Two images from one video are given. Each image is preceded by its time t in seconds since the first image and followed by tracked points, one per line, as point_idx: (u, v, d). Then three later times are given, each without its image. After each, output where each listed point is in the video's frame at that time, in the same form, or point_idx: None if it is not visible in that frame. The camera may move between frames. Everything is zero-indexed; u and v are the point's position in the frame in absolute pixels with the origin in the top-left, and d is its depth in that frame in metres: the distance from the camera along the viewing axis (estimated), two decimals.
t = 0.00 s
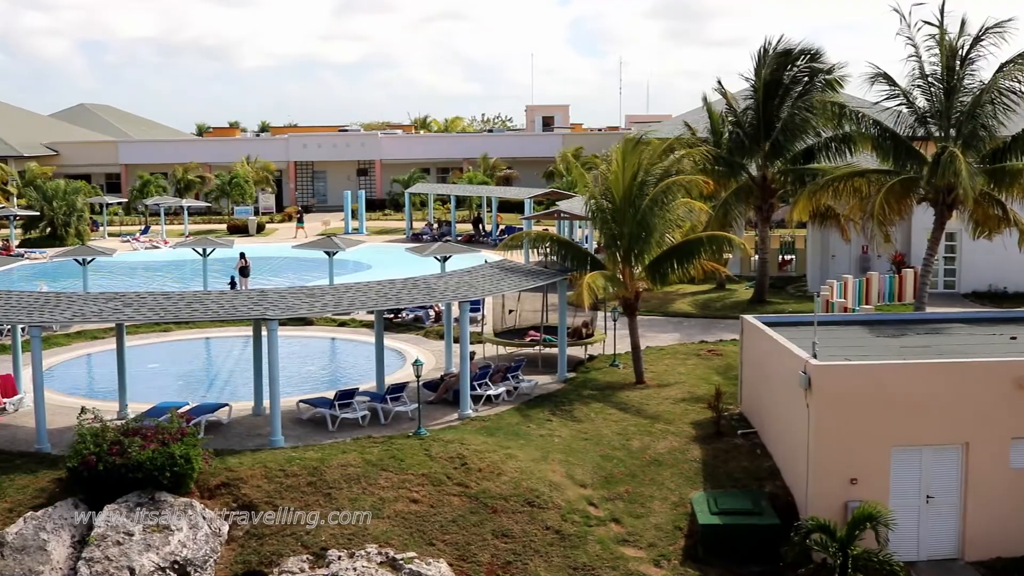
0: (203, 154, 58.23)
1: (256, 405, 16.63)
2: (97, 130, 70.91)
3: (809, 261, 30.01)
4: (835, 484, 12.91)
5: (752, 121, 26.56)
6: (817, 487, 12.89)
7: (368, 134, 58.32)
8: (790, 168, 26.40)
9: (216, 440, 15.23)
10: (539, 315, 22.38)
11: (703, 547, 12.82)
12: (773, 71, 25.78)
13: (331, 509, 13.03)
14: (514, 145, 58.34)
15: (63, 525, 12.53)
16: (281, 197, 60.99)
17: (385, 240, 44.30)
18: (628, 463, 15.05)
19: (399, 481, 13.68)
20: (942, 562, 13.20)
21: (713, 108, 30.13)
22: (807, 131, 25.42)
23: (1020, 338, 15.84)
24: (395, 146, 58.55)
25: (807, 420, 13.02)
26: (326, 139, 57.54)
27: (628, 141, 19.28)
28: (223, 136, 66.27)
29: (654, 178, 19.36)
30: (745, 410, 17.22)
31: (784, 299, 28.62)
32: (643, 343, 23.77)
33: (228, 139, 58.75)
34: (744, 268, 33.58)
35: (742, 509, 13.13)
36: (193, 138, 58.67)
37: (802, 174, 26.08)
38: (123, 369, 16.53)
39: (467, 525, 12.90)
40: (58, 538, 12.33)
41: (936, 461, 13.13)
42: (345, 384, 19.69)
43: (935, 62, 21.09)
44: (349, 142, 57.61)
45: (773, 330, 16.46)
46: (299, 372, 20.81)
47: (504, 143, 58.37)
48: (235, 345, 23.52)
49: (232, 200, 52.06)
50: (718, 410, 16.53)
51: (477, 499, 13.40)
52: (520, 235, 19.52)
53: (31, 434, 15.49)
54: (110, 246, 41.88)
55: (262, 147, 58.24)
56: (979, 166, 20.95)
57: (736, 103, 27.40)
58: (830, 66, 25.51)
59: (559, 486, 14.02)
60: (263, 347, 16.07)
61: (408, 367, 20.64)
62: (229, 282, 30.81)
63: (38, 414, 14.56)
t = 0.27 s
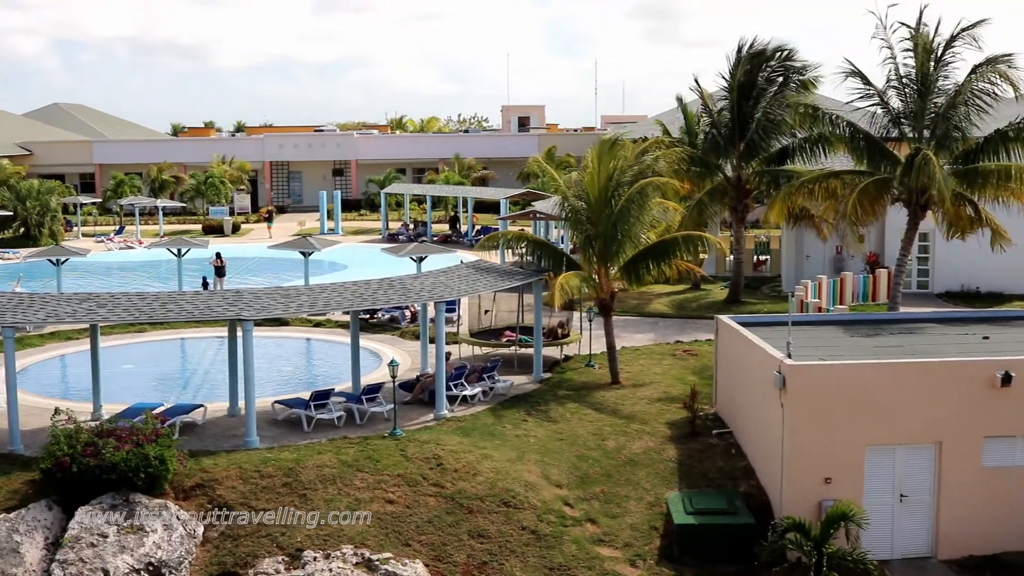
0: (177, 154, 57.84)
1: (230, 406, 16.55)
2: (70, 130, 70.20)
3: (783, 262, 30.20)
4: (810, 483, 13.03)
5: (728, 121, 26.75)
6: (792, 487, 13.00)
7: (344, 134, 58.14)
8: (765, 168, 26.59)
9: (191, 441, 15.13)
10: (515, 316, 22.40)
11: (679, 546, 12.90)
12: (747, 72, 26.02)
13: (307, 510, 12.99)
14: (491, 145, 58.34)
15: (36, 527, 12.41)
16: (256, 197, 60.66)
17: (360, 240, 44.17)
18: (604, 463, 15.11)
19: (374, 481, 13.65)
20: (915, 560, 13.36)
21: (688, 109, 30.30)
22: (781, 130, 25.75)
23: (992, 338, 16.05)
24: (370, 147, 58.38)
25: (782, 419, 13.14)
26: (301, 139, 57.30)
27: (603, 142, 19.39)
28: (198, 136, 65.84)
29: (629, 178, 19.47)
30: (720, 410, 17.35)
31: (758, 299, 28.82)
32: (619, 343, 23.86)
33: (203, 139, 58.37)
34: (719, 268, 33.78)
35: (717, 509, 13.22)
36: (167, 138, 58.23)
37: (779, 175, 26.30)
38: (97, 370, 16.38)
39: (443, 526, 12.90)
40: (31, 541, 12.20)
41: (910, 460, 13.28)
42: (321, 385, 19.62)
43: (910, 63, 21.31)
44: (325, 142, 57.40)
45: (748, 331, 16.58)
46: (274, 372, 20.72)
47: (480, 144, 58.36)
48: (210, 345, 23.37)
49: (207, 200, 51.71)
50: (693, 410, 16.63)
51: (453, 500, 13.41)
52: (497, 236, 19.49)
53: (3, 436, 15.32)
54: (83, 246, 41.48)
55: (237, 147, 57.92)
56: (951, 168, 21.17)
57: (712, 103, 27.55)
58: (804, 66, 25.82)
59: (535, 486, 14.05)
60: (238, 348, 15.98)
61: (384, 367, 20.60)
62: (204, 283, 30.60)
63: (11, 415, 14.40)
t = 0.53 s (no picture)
0: (151, 155, 57.40)
1: (206, 408, 16.45)
2: (42, 130, 69.47)
3: (758, 262, 30.47)
4: (786, 481, 13.15)
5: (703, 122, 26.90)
6: (767, 484, 13.11)
7: (318, 135, 57.90)
8: (739, 169, 26.95)
9: (166, 443, 15.03)
10: (491, 316, 22.42)
11: (655, 546, 12.96)
12: (721, 72, 26.17)
13: (283, 511, 12.94)
14: (465, 145, 58.30)
15: (10, 531, 12.31)
16: (231, 198, 60.31)
17: (336, 241, 44.01)
18: (579, 463, 15.16)
19: (350, 482, 13.63)
20: (889, 557, 13.50)
21: (664, 108, 30.48)
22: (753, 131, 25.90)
23: (963, 336, 16.26)
24: (345, 147, 58.15)
25: (757, 417, 13.24)
26: (276, 140, 57.02)
27: (579, 143, 19.45)
28: (172, 137, 65.34)
29: (603, 180, 19.60)
30: (695, 409, 17.47)
31: (733, 298, 29.02)
32: (594, 343, 23.95)
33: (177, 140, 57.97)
34: (694, 267, 33.98)
35: (693, 508, 13.31)
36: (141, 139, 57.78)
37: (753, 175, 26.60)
38: (71, 372, 16.25)
39: (419, 526, 12.90)
40: (4, 545, 12.12)
41: (884, 458, 13.43)
42: (296, 386, 19.55)
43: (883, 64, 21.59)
44: (299, 143, 57.16)
45: (723, 330, 16.71)
46: (250, 374, 20.62)
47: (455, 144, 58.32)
48: (185, 347, 23.22)
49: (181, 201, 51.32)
50: (669, 409, 16.73)
51: (429, 500, 13.40)
52: (472, 236, 19.46)
53: None
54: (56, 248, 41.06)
55: (211, 148, 57.58)
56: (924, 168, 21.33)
57: (687, 102, 27.73)
58: (776, 64, 25.89)
59: (511, 486, 14.08)
60: (213, 350, 15.90)
61: (360, 368, 20.55)
62: (178, 285, 30.39)
63: None
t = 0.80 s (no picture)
0: (124, 157, 56.93)
1: (179, 411, 16.33)
2: (13, 131, 68.71)
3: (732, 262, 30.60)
4: (760, 481, 13.25)
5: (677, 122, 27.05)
6: (742, 484, 13.21)
7: (293, 136, 57.62)
8: (713, 169, 26.85)
9: (139, 446, 14.91)
10: (466, 317, 22.40)
11: (630, 546, 13.02)
12: (693, 72, 26.30)
13: (257, 514, 12.88)
14: (440, 147, 58.22)
15: None
16: (205, 200, 59.91)
17: (310, 243, 43.83)
18: (554, 464, 15.20)
19: (325, 485, 13.58)
20: (863, 556, 13.64)
21: (638, 109, 30.61)
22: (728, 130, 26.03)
23: (935, 335, 16.45)
24: (319, 148, 57.86)
25: (731, 417, 13.34)
26: (250, 141, 56.70)
27: (553, 144, 19.48)
28: (145, 138, 64.83)
29: (578, 181, 19.65)
30: (670, 410, 17.57)
31: (707, 299, 29.19)
32: (569, 344, 24.01)
33: (150, 142, 57.54)
34: (669, 268, 34.16)
35: (668, 508, 13.38)
36: (113, 140, 57.28)
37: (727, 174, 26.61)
38: (43, 375, 16.07)
39: (395, 528, 12.88)
40: None
41: (858, 457, 13.57)
42: (271, 388, 19.46)
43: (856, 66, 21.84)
44: (273, 145, 56.88)
45: (698, 330, 16.80)
46: (224, 376, 20.49)
47: (429, 146, 58.23)
48: (158, 349, 23.05)
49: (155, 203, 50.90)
50: (643, 410, 16.82)
51: (405, 502, 13.39)
52: (445, 237, 19.37)
53: None
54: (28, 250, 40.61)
55: (185, 150, 57.19)
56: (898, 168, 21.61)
57: (661, 102, 27.82)
58: (749, 65, 26.23)
59: (486, 487, 14.09)
60: (187, 353, 15.77)
61: (334, 370, 20.48)
62: (151, 287, 30.14)
63: None
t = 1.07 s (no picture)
0: (94, 159, 56.38)
1: (151, 415, 16.20)
2: None
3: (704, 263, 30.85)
4: (733, 481, 13.37)
5: (648, 124, 27.41)
6: (714, 484, 13.31)
7: (264, 139, 57.28)
8: (685, 171, 26.80)
9: (110, 451, 14.79)
10: (438, 319, 22.39)
11: (603, 547, 13.08)
12: (664, 73, 26.72)
13: (230, 518, 12.82)
14: (412, 149, 58.07)
15: None
16: (176, 203, 59.46)
17: (283, 245, 43.63)
18: (528, 465, 15.23)
19: (298, 488, 13.53)
20: (834, 555, 13.78)
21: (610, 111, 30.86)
22: (698, 132, 26.26)
23: (906, 335, 16.66)
24: (291, 151, 57.54)
25: (703, 418, 13.44)
26: (221, 144, 56.34)
27: (523, 146, 19.53)
28: (115, 141, 64.27)
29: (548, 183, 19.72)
30: (643, 411, 17.67)
31: (679, 300, 29.37)
32: (542, 346, 24.07)
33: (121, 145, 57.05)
34: (641, 270, 34.34)
35: (641, 509, 13.45)
36: (83, 143, 56.73)
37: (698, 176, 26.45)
38: (12, 379, 15.89)
39: (368, 531, 12.86)
40: None
41: (830, 457, 13.72)
42: (243, 392, 19.35)
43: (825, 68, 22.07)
44: (245, 147, 56.54)
45: (670, 332, 16.90)
46: (196, 379, 20.35)
47: (401, 148, 58.10)
48: (129, 353, 22.85)
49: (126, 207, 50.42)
50: (616, 411, 16.90)
51: (378, 505, 13.37)
52: (418, 240, 19.39)
53: None
54: None
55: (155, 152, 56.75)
56: (868, 168, 21.83)
57: (632, 105, 28.08)
58: (720, 68, 26.62)
59: (460, 490, 14.10)
60: (158, 357, 15.65)
61: (307, 373, 20.40)
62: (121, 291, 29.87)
63: None
